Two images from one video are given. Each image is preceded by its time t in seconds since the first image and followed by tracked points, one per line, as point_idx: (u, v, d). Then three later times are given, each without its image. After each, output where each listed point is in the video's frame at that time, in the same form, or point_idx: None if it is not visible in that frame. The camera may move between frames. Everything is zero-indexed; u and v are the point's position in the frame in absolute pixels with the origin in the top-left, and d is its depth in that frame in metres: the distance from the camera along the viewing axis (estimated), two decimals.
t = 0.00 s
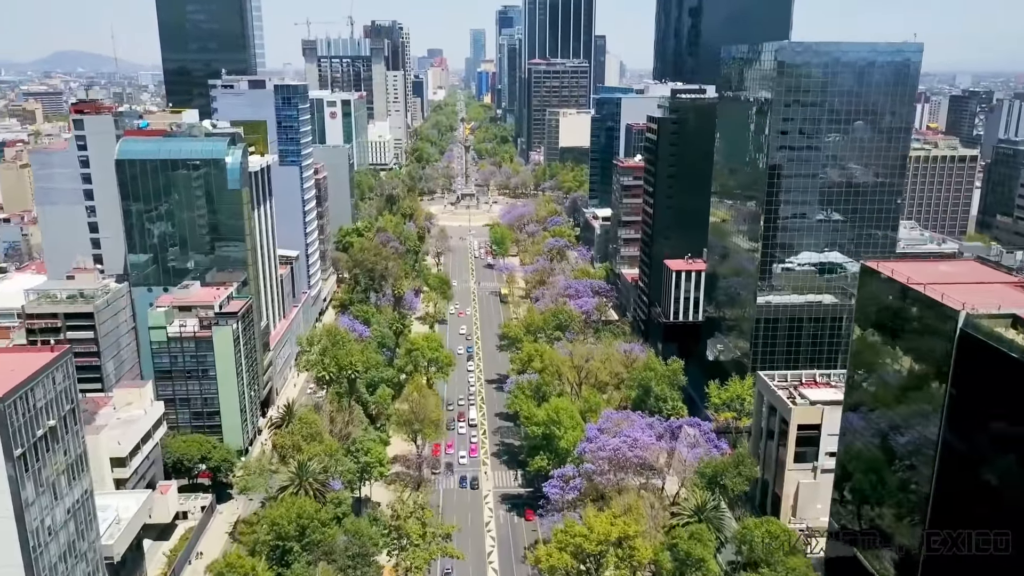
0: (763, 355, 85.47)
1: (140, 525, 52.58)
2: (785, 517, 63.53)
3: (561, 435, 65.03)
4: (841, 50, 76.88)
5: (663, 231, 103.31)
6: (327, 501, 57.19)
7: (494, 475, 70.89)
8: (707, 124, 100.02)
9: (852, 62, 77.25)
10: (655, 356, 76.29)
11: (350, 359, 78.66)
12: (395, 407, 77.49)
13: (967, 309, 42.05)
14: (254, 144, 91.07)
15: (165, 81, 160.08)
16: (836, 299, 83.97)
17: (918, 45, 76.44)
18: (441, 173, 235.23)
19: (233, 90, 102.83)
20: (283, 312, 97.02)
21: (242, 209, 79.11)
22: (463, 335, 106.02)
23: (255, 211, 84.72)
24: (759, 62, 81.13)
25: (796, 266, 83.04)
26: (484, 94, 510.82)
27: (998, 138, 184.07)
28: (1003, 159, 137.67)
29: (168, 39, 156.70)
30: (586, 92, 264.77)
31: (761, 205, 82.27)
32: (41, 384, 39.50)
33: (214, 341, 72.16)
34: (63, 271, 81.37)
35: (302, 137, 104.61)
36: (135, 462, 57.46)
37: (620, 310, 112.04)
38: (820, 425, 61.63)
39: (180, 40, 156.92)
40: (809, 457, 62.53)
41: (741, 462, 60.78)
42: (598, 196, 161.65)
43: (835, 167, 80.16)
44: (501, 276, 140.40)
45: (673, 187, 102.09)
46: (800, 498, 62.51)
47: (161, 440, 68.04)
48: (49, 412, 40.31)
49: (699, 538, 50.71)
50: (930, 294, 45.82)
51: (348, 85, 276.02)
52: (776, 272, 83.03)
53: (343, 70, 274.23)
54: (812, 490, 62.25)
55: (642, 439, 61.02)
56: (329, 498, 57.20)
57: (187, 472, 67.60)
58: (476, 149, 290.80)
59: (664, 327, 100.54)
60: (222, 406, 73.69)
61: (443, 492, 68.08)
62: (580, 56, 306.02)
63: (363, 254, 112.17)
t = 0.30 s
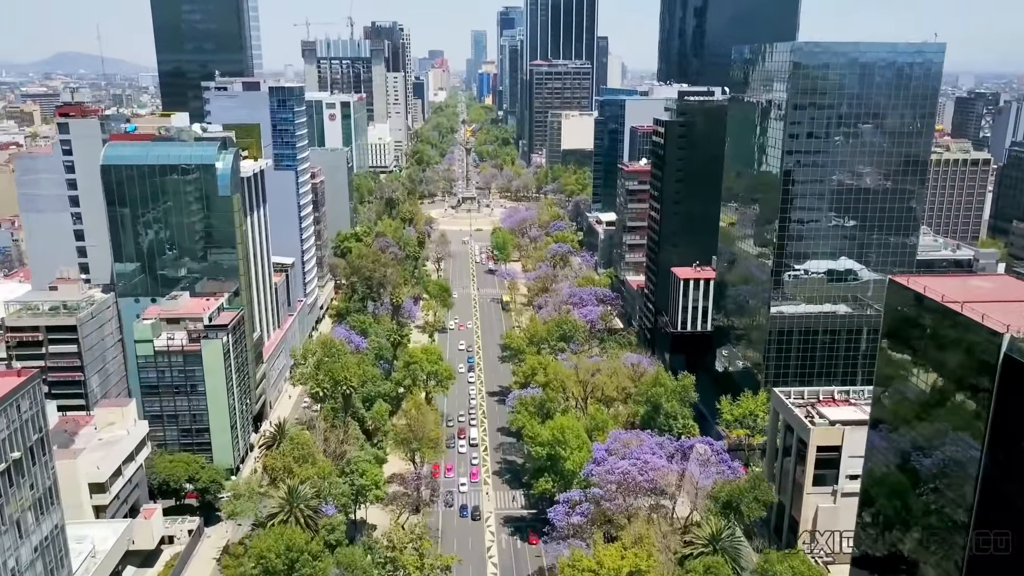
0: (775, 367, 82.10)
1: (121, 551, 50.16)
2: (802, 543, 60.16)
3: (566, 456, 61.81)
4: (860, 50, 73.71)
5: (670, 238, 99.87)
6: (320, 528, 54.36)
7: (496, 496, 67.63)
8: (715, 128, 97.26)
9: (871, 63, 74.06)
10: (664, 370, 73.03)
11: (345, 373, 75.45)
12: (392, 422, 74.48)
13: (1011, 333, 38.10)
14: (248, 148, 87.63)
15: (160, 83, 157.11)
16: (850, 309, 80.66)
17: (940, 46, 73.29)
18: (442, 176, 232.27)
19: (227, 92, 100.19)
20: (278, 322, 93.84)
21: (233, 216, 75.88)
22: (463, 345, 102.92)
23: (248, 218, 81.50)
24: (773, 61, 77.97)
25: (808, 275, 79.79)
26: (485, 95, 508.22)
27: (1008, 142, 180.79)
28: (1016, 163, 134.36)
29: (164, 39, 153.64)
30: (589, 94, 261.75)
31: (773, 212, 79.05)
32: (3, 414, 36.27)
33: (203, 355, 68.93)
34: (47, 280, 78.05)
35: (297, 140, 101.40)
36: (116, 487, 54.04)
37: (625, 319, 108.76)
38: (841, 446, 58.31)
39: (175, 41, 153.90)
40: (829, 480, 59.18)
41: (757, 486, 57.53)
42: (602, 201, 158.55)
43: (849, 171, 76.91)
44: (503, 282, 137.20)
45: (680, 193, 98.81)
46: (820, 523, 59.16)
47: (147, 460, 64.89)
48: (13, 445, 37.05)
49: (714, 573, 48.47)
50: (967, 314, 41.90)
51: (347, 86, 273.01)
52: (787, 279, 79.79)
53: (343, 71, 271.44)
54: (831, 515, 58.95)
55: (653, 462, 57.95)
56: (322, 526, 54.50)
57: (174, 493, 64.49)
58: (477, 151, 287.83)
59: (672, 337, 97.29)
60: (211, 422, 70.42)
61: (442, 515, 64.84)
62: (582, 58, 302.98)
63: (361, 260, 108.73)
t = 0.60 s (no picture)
0: (788, 381, 78.82)
1: None
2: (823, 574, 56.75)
3: (572, 480, 58.63)
4: (880, 50, 70.50)
5: (678, 244, 96.59)
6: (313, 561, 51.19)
7: (498, 518, 64.37)
8: (724, 131, 94.01)
9: (892, 64, 70.78)
10: (674, 387, 69.83)
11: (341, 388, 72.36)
12: (389, 440, 71.30)
13: None
14: (240, 153, 84.08)
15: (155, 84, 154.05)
16: (866, 320, 77.43)
17: (965, 46, 69.99)
18: (443, 179, 229.17)
19: (219, 95, 95.73)
20: (272, 332, 90.69)
21: (224, 225, 72.98)
22: (464, 356, 99.94)
23: (241, 226, 78.50)
24: (789, 59, 74.76)
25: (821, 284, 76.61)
26: (486, 97, 505.63)
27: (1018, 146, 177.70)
28: None
29: (159, 40, 150.40)
30: (591, 96, 258.68)
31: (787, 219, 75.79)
32: None
33: (190, 371, 65.65)
34: (30, 289, 74.36)
35: (292, 144, 98.55)
36: (93, 516, 50.78)
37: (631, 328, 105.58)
38: (865, 471, 54.98)
39: (170, 42, 150.72)
40: (852, 507, 55.90)
41: (777, 514, 54.17)
42: (606, 205, 155.40)
43: (863, 175, 73.49)
44: (505, 289, 134.09)
45: (688, 198, 95.47)
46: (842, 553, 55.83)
47: (131, 484, 61.26)
48: None
49: None
50: (1002, 332, 38.01)
51: (347, 88, 269.82)
52: (797, 288, 76.51)
53: (343, 73, 268.46)
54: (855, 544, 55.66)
55: (666, 487, 54.66)
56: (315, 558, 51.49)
57: (159, 517, 61.19)
58: (478, 154, 284.67)
59: (680, 349, 93.97)
60: (201, 441, 67.15)
61: (442, 539, 61.57)
62: (584, 59, 299.96)
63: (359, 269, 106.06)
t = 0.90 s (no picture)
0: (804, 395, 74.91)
1: None
2: None
3: (580, 507, 55.28)
4: (904, 51, 67.21)
5: (687, 252, 93.19)
6: None
7: (501, 543, 60.95)
8: (736, 135, 90.54)
9: (916, 65, 67.42)
10: (686, 404, 66.71)
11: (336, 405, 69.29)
12: (387, 460, 68.05)
13: None
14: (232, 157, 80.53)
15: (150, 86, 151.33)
16: (884, 332, 73.71)
17: (994, 46, 66.72)
18: (445, 182, 225.88)
19: (212, 98, 92.72)
20: (267, 343, 87.38)
21: (215, 234, 69.91)
22: (465, 367, 96.93)
23: (232, 235, 75.37)
24: (804, 55, 71.60)
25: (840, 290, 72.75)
26: (489, 98, 502.55)
27: None
28: None
29: (154, 41, 147.73)
30: (595, 97, 255.45)
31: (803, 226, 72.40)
32: None
33: (178, 389, 62.55)
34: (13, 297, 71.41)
35: (288, 148, 95.52)
36: (68, 549, 47.43)
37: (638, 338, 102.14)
38: (892, 499, 51.73)
39: (166, 43, 147.95)
40: (878, 537, 52.52)
41: (799, 545, 50.76)
42: (611, 209, 152.15)
43: (875, 177, 69.69)
44: (507, 296, 130.91)
45: (698, 204, 92.13)
46: None
47: (114, 508, 58.20)
48: None
49: None
50: None
51: (348, 90, 266.98)
52: (809, 295, 72.89)
53: (344, 75, 265.63)
54: None
55: (681, 516, 51.36)
56: None
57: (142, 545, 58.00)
58: (481, 156, 281.59)
59: (691, 360, 90.47)
60: (189, 462, 63.84)
61: (442, 567, 58.12)
62: (588, 60, 296.75)
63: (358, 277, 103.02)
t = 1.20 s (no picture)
0: (816, 409, 71.39)
1: None
2: None
3: (587, 534, 52.36)
4: (931, 50, 63.79)
5: (697, 259, 89.87)
6: None
7: (503, 570, 57.55)
8: (745, 139, 87.68)
9: (944, 65, 63.96)
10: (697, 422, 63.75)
11: (329, 422, 66.27)
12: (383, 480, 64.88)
13: None
14: (224, 162, 77.48)
15: (145, 87, 148.76)
16: (902, 343, 69.90)
17: None
18: (446, 184, 222.80)
19: (205, 99, 89.81)
20: (260, 355, 84.42)
21: (206, 243, 65.85)
22: (465, 378, 93.94)
23: (222, 243, 71.82)
24: (823, 52, 68.31)
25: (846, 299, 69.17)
26: (490, 100, 499.58)
27: None
28: None
29: (150, 42, 145.26)
30: (597, 98, 252.19)
31: (821, 233, 69.01)
32: None
33: (163, 407, 59.53)
34: None
35: (283, 152, 92.54)
36: None
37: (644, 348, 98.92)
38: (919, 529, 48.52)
39: (161, 44, 145.35)
40: (904, 568, 49.30)
41: None
42: (615, 212, 148.94)
43: (886, 178, 66.05)
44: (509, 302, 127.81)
45: (708, 209, 88.80)
46: None
47: (93, 534, 55.16)
48: None
49: None
50: None
51: (348, 91, 264.39)
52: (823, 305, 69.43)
53: (344, 75, 262.82)
54: None
55: (695, 547, 48.32)
56: None
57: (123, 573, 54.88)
58: (483, 157, 278.40)
59: (699, 371, 87.20)
60: (175, 483, 60.79)
61: None
62: (590, 61, 293.50)
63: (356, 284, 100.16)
